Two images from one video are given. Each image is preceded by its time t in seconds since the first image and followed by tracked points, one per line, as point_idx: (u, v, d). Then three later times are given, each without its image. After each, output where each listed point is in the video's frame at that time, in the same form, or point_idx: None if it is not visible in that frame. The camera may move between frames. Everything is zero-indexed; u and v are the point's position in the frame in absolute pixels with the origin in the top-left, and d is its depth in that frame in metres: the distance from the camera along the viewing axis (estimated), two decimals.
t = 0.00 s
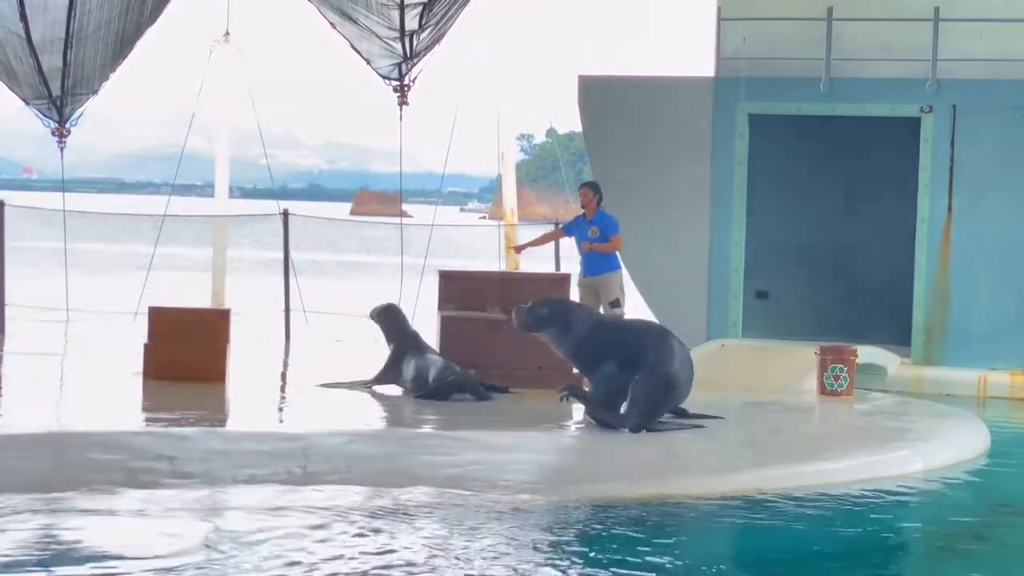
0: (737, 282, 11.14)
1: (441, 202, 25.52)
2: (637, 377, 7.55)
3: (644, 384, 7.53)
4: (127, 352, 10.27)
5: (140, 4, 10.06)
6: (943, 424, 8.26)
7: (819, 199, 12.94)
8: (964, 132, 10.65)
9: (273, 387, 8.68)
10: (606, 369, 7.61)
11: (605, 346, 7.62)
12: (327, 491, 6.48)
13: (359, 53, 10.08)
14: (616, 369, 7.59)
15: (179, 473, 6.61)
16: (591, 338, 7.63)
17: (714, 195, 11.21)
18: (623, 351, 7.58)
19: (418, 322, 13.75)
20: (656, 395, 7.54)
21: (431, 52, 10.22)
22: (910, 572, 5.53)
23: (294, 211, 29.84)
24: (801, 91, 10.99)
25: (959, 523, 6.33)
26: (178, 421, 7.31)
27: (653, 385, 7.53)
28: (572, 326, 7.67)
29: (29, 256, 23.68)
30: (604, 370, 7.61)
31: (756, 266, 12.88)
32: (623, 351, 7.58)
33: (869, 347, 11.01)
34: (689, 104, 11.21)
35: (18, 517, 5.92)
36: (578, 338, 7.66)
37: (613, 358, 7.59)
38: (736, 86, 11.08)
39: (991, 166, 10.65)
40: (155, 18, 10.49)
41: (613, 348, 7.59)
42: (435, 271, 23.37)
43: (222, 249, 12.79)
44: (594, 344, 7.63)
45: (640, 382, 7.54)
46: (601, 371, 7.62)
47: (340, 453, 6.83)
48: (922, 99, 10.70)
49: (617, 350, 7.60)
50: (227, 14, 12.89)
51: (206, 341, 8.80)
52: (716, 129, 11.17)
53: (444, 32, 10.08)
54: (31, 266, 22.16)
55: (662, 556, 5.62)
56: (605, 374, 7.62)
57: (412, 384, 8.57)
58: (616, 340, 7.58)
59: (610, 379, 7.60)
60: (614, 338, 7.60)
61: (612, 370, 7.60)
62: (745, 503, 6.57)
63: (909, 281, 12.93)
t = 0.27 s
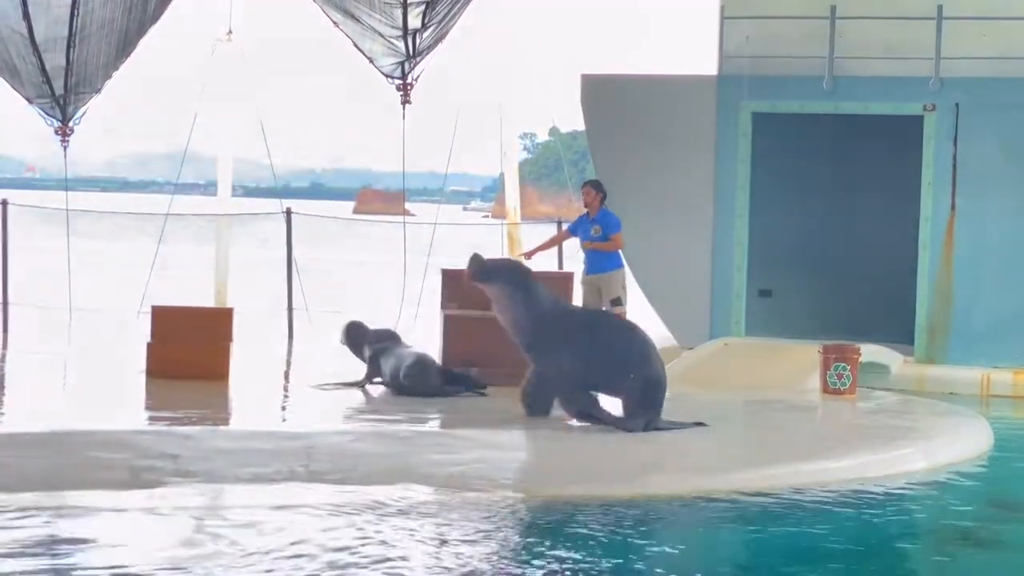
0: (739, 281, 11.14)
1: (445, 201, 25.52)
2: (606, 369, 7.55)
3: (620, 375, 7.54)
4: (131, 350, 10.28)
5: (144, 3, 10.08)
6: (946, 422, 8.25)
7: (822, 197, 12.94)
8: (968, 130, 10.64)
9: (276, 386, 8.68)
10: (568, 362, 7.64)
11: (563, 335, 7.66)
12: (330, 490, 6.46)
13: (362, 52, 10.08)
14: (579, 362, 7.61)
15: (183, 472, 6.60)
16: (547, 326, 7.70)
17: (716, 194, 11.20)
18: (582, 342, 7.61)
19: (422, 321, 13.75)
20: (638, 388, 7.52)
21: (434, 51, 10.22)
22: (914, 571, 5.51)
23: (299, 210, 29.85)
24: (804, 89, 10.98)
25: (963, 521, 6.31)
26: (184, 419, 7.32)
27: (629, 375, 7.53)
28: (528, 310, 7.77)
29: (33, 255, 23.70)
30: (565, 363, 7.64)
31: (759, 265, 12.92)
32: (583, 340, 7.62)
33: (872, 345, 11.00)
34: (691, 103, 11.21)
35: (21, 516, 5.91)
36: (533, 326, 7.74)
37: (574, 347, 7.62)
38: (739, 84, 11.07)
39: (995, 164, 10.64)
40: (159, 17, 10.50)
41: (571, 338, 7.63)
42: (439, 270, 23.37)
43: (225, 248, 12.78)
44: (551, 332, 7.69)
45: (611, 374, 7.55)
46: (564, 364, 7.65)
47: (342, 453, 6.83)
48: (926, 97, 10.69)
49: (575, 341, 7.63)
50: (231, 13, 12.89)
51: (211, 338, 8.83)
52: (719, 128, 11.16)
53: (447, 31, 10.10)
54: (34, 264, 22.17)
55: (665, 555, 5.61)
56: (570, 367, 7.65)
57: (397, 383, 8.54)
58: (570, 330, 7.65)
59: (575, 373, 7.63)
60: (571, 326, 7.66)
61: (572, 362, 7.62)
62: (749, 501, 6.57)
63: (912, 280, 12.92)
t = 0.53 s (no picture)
0: (749, 278, 11.01)
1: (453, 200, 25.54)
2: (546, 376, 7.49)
3: (563, 379, 7.51)
4: (139, 349, 10.29)
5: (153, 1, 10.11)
6: (956, 420, 8.25)
7: (831, 195, 12.94)
8: (977, 127, 10.62)
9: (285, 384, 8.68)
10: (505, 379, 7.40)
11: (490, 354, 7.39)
12: (341, 488, 6.46)
13: (370, 51, 10.08)
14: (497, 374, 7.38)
15: (192, 471, 6.59)
16: (470, 346, 7.38)
17: (726, 191, 11.15)
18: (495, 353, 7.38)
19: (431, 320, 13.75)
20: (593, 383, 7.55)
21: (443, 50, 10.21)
22: (927, 570, 5.48)
23: (307, 209, 29.87)
24: (813, 86, 10.96)
25: (975, 519, 6.30)
26: (192, 418, 7.32)
27: (575, 375, 7.53)
28: (444, 337, 7.40)
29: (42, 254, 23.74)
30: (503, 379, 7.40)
31: (767, 262, 12.96)
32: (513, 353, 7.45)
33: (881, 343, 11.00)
34: (701, 100, 11.21)
35: (30, 514, 5.90)
36: (455, 352, 7.35)
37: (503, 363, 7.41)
38: (748, 80, 11.04)
39: (1004, 161, 10.62)
40: (167, 16, 10.52)
41: (498, 354, 7.39)
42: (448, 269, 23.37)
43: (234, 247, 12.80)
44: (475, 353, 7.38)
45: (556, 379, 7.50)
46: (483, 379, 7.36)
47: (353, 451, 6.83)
48: (935, 94, 10.67)
49: (486, 353, 7.38)
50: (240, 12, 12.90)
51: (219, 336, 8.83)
52: (727, 124, 11.12)
53: (456, 29, 10.10)
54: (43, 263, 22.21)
55: (677, 554, 5.60)
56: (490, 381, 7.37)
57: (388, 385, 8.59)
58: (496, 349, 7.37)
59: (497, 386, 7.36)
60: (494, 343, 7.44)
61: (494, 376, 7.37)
62: (760, 499, 6.55)
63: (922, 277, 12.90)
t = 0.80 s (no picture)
0: (770, 277, 11.11)
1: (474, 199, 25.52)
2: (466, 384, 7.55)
3: (485, 386, 7.55)
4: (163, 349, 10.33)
5: (173, 2, 10.14)
6: (979, 419, 8.21)
7: (853, 192, 12.87)
8: (999, 125, 10.56)
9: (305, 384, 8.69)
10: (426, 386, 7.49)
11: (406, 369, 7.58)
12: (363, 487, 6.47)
13: (390, 50, 10.08)
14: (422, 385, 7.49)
15: (214, 470, 6.61)
16: (385, 362, 7.62)
17: (747, 189, 11.18)
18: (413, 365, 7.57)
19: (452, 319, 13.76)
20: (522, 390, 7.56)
21: (462, 50, 10.22)
22: (951, 570, 5.45)
23: (329, 207, 29.93)
24: (834, 83, 10.95)
25: (999, 519, 6.25)
26: (213, 418, 7.34)
27: (501, 383, 7.58)
28: (357, 356, 7.64)
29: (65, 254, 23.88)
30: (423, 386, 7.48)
31: (790, 261, 12.81)
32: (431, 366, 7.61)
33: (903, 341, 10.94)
34: (721, 98, 11.18)
35: (54, 514, 5.93)
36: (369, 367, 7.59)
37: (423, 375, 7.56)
38: (769, 80, 11.09)
39: None
40: (188, 17, 10.55)
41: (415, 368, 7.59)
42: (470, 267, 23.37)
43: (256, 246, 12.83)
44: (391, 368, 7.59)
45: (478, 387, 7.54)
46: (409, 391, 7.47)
47: (374, 450, 6.83)
48: (956, 92, 10.64)
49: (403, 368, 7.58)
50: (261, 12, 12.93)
51: (240, 336, 8.86)
52: (749, 122, 11.14)
53: (476, 29, 10.10)
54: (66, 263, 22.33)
55: (698, 553, 5.58)
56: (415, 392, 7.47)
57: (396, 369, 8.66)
58: (418, 361, 7.61)
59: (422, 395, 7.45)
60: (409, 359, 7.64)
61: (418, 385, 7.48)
62: (782, 498, 6.52)
63: (942, 274, 12.90)
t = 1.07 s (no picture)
0: (803, 279, 11.03)
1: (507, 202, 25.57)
2: (381, 389, 7.35)
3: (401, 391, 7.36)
4: (199, 352, 10.43)
5: (207, 6, 10.35)
6: (1014, 420, 8.15)
7: (888, 193, 12.81)
8: None
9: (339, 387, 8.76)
10: (339, 399, 7.32)
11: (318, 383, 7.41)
12: (397, 489, 6.50)
13: (424, 53, 10.02)
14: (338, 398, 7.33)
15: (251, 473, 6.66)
16: (294, 378, 7.42)
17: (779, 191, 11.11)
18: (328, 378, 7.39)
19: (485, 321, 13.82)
20: (440, 391, 7.40)
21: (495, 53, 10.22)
22: (983, 573, 5.43)
23: (363, 210, 30.07)
24: (866, 84, 10.89)
25: None
26: (249, 420, 7.41)
27: (417, 386, 7.39)
28: (263, 378, 7.39)
29: (102, 258, 24.14)
30: (337, 400, 7.31)
31: (823, 264, 12.91)
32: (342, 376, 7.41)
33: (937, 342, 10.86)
34: (754, 100, 11.16)
35: (92, 516, 5.99)
36: (277, 387, 7.37)
37: (336, 387, 7.38)
38: (801, 81, 11.03)
39: None
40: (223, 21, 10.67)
41: (328, 380, 7.41)
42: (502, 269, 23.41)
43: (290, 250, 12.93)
44: (302, 384, 7.40)
45: (395, 392, 7.36)
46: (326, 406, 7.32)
47: (408, 452, 6.86)
48: (990, 91, 10.54)
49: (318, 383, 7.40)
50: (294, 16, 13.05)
51: (277, 339, 8.94)
52: (781, 123, 11.08)
53: (508, 32, 10.12)
54: (103, 267, 22.57)
55: (728, 556, 5.58)
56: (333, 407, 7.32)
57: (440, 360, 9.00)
58: (330, 372, 7.41)
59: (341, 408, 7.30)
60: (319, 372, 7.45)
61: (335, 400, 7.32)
62: (813, 500, 6.51)
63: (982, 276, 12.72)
